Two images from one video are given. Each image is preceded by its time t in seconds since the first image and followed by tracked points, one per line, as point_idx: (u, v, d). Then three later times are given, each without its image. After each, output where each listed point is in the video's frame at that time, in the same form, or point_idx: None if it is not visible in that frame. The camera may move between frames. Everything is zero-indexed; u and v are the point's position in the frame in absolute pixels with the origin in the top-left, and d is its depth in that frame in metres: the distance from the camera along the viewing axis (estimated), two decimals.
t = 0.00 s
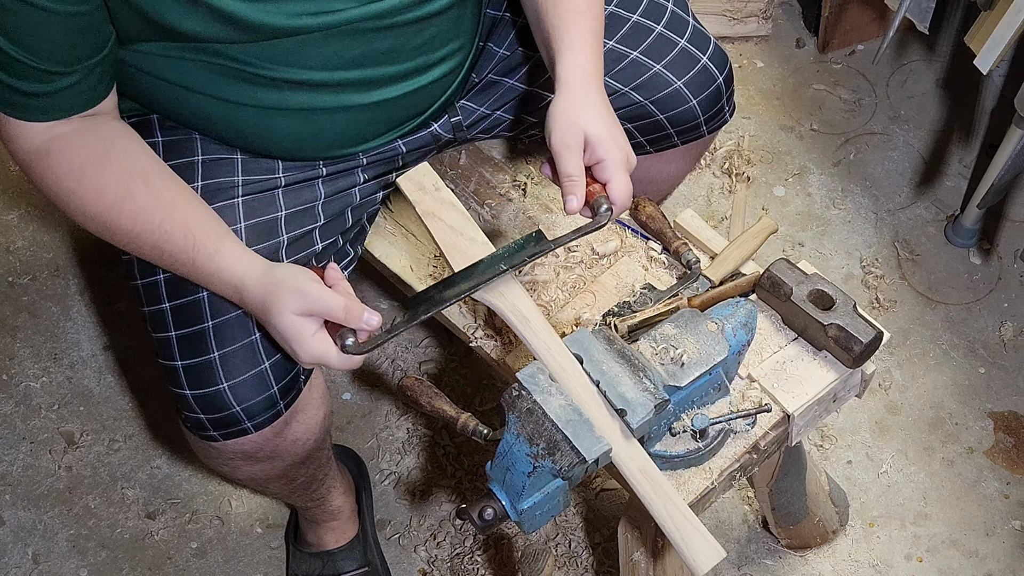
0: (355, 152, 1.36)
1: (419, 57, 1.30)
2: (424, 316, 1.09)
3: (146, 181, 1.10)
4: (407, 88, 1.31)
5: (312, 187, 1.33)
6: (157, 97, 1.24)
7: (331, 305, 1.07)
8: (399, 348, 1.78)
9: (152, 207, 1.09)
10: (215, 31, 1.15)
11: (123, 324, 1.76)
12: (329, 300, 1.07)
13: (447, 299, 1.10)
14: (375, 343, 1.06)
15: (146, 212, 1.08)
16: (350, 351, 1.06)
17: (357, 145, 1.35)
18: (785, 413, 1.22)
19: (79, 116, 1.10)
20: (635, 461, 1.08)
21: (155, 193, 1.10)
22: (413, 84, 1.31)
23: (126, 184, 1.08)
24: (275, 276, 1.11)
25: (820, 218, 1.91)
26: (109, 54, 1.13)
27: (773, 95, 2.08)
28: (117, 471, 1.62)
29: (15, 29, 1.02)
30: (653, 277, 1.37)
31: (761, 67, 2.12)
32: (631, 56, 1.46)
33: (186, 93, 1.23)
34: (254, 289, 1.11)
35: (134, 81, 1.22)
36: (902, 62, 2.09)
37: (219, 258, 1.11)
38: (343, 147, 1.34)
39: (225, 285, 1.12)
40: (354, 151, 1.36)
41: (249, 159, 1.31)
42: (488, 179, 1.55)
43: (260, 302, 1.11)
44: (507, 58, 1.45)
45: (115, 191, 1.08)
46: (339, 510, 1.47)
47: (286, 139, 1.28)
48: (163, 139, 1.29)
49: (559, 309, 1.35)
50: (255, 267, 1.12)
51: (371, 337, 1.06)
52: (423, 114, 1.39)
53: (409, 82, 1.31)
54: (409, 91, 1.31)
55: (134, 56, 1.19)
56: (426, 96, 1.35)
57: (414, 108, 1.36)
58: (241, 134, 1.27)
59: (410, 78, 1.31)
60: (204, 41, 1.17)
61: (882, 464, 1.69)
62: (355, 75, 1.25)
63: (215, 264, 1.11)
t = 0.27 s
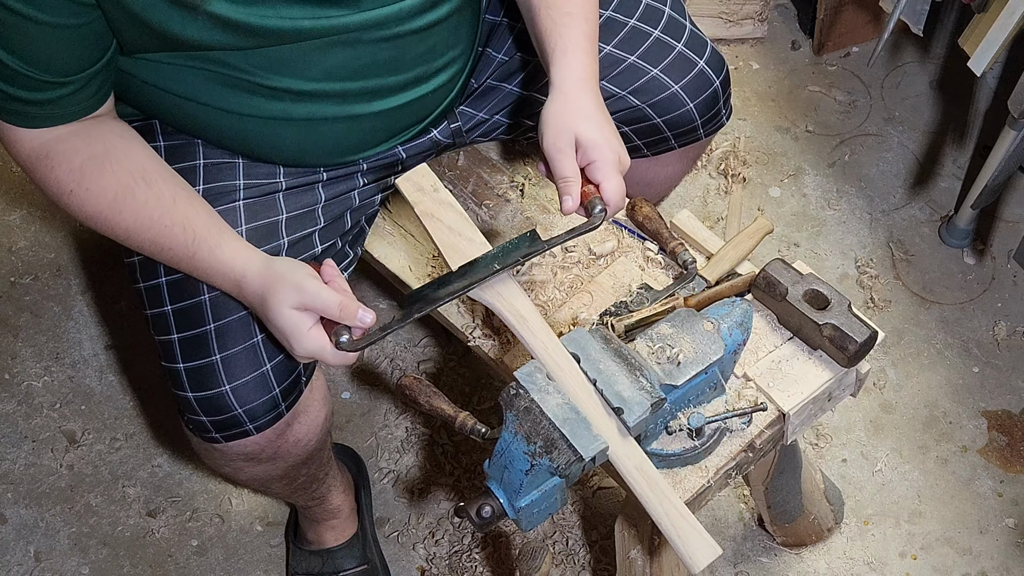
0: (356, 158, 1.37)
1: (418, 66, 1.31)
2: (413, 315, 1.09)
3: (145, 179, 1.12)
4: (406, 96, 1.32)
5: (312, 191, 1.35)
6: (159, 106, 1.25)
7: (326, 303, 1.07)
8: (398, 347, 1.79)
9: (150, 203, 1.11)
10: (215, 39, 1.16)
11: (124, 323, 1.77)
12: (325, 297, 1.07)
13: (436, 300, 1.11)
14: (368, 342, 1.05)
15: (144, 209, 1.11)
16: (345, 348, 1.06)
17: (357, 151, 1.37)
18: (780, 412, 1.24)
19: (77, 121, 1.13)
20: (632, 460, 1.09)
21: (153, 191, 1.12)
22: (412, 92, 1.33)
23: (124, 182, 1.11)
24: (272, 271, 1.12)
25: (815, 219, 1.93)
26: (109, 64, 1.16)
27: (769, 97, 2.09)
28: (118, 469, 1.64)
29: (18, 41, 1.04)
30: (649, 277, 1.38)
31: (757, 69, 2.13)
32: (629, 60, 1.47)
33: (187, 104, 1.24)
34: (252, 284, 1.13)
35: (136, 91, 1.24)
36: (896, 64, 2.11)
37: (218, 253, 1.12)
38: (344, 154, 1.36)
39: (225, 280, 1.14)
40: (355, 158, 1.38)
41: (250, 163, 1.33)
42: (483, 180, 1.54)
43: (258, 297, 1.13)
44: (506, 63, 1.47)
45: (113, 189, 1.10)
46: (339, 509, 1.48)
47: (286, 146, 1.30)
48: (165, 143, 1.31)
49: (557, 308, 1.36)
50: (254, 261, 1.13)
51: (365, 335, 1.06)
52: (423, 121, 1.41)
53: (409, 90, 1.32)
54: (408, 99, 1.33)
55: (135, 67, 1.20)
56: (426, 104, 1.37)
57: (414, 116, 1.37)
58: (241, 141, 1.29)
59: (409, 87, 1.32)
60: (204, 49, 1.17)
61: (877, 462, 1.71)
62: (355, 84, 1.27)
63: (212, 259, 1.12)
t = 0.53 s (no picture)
0: (358, 167, 1.40)
1: (421, 77, 1.32)
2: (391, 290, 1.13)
3: (129, 161, 1.15)
4: (407, 107, 1.34)
5: (315, 197, 1.37)
6: (159, 109, 1.26)
7: (303, 277, 1.12)
8: (397, 347, 1.80)
9: (134, 185, 1.14)
10: (218, 47, 1.17)
11: (125, 323, 1.78)
12: (302, 271, 1.12)
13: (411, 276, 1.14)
14: (343, 315, 1.10)
15: (126, 189, 1.13)
16: (320, 322, 1.11)
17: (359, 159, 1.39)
18: (776, 410, 1.25)
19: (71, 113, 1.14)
20: (628, 458, 1.11)
21: (136, 172, 1.15)
22: (413, 103, 1.34)
23: (108, 165, 1.13)
24: (251, 245, 1.15)
25: (811, 219, 1.94)
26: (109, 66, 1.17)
27: (765, 99, 2.11)
28: (119, 467, 1.65)
29: (15, 48, 1.05)
30: (646, 278, 1.40)
31: (753, 71, 2.15)
32: (630, 71, 1.49)
33: (188, 108, 1.25)
34: (230, 259, 1.16)
35: (137, 95, 1.24)
36: (891, 66, 2.12)
37: (197, 229, 1.16)
38: (347, 162, 1.38)
39: (204, 256, 1.17)
40: (358, 166, 1.40)
41: (254, 170, 1.35)
42: (481, 181, 1.51)
43: (236, 270, 1.16)
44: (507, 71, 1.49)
45: (98, 172, 1.13)
46: (338, 508, 1.50)
47: (288, 152, 1.32)
48: (169, 149, 1.34)
49: (554, 308, 1.37)
50: (232, 236, 1.17)
51: (341, 309, 1.11)
52: (426, 131, 1.43)
53: (410, 100, 1.34)
54: (410, 109, 1.35)
55: (137, 73, 1.21)
56: (427, 113, 1.39)
57: (415, 125, 1.39)
58: (244, 147, 1.31)
59: (411, 97, 1.34)
60: (206, 56, 1.18)
61: (871, 461, 1.72)
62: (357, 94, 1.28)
63: (193, 236, 1.16)
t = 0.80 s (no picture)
0: (357, 168, 1.41)
1: (420, 79, 1.33)
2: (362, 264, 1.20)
3: (109, 139, 1.15)
4: (406, 109, 1.35)
5: (314, 197, 1.39)
6: (160, 109, 1.27)
7: (279, 250, 1.14)
8: (395, 346, 1.82)
9: (113, 161, 1.14)
10: (221, 47, 1.18)
11: (126, 323, 1.80)
12: (279, 245, 1.14)
13: (384, 251, 1.22)
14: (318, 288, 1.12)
15: (105, 166, 1.14)
16: (295, 295, 1.13)
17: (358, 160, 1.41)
18: (771, 409, 1.27)
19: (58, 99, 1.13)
20: (626, 456, 1.12)
21: (116, 150, 1.15)
22: (413, 105, 1.36)
23: (89, 142, 1.14)
24: (228, 219, 1.17)
25: (806, 220, 1.96)
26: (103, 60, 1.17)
27: (760, 100, 2.13)
28: (120, 466, 1.66)
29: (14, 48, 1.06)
30: (642, 278, 1.41)
31: (749, 73, 2.17)
32: (627, 72, 1.50)
33: (189, 108, 1.26)
34: (207, 232, 1.18)
35: (138, 94, 1.25)
36: (885, 68, 2.14)
37: (175, 203, 1.16)
38: (347, 163, 1.39)
39: (181, 230, 1.18)
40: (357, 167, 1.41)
41: (253, 170, 1.37)
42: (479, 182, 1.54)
43: (212, 243, 1.18)
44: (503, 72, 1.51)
45: (78, 150, 1.13)
46: (338, 505, 1.51)
47: (288, 153, 1.33)
48: (169, 148, 1.35)
49: (552, 308, 1.38)
50: (209, 210, 1.18)
51: (316, 284, 1.13)
52: (425, 133, 1.44)
53: (409, 102, 1.35)
54: (409, 111, 1.36)
55: (139, 73, 1.22)
56: (427, 115, 1.40)
57: (415, 127, 1.40)
58: (245, 148, 1.32)
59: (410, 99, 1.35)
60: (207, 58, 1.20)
61: (866, 459, 1.74)
62: (356, 96, 1.29)
63: (170, 210, 1.16)
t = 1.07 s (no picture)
0: (356, 166, 1.42)
1: (418, 77, 1.35)
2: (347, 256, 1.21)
3: (90, 123, 1.18)
4: (405, 107, 1.36)
5: (314, 195, 1.40)
6: (162, 109, 1.29)
7: (263, 235, 1.16)
8: (394, 345, 1.84)
9: (95, 145, 1.18)
10: (222, 50, 1.19)
11: (126, 322, 1.81)
12: (263, 230, 1.16)
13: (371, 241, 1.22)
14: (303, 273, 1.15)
15: (87, 150, 1.17)
16: (281, 281, 1.16)
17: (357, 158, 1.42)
18: (767, 408, 1.28)
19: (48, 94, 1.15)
20: (622, 455, 1.13)
21: (98, 134, 1.18)
22: (411, 103, 1.37)
23: (70, 127, 1.17)
24: (212, 203, 1.19)
25: (801, 220, 1.98)
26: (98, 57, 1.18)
27: (756, 102, 2.14)
28: (122, 464, 1.68)
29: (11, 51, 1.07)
30: (639, 277, 1.43)
31: (744, 75, 2.19)
32: (622, 69, 1.51)
33: (189, 107, 1.28)
34: (192, 216, 1.20)
35: (140, 94, 1.27)
36: (880, 70, 2.16)
37: (158, 187, 1.20)
38: (345, 161, 1.40)
39: (166, 212, 1.21)
40: (356, 165, 1.43)
41: (254, 169, 1.38)
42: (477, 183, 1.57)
43: (197, 227, 1.20)
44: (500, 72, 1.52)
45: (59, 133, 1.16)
46: (337, 502, 1.52)
47: (288, 152, 1.35)
48: (171, 147, 1.37)
49: (549, 308, 1.40)
50: (194, 194, 1.21)
51: (301, 269, 1.16)
52: (423, 130, 1.45)
53: (408, 101, 1.37)
54: (408, 110, 1.37)
55: (142, 74, 1.24)
56: (425, 114, 1.41)
57: (414, 126, 1.42)
58: (245, 146, 1.33)
59: (409, 98, 1.36)
60: (207, 60, 1.21)
61: (861, 458, 1.75)
62: (355, 96, 1.31)
63: (154, 193, 1.20)
